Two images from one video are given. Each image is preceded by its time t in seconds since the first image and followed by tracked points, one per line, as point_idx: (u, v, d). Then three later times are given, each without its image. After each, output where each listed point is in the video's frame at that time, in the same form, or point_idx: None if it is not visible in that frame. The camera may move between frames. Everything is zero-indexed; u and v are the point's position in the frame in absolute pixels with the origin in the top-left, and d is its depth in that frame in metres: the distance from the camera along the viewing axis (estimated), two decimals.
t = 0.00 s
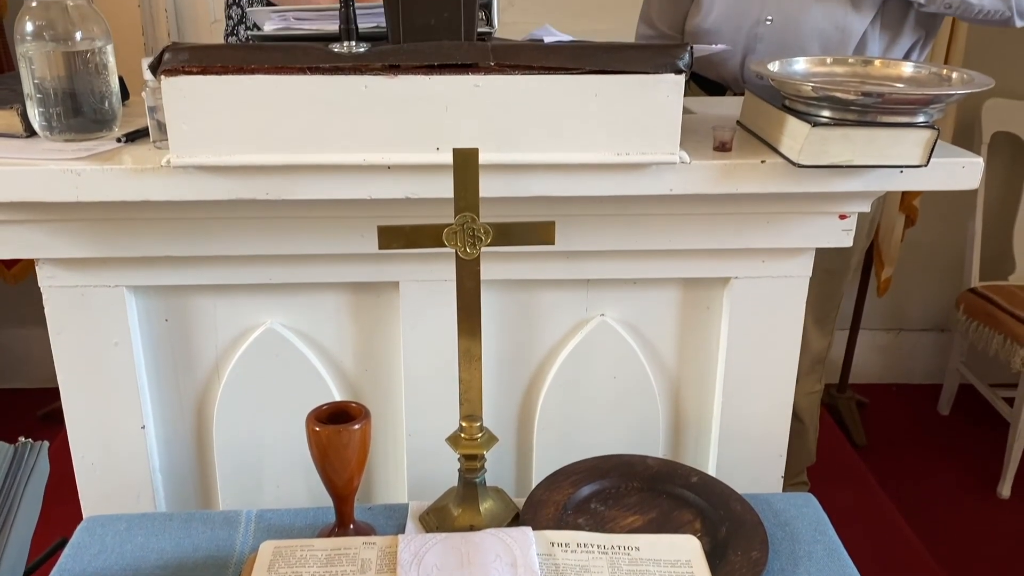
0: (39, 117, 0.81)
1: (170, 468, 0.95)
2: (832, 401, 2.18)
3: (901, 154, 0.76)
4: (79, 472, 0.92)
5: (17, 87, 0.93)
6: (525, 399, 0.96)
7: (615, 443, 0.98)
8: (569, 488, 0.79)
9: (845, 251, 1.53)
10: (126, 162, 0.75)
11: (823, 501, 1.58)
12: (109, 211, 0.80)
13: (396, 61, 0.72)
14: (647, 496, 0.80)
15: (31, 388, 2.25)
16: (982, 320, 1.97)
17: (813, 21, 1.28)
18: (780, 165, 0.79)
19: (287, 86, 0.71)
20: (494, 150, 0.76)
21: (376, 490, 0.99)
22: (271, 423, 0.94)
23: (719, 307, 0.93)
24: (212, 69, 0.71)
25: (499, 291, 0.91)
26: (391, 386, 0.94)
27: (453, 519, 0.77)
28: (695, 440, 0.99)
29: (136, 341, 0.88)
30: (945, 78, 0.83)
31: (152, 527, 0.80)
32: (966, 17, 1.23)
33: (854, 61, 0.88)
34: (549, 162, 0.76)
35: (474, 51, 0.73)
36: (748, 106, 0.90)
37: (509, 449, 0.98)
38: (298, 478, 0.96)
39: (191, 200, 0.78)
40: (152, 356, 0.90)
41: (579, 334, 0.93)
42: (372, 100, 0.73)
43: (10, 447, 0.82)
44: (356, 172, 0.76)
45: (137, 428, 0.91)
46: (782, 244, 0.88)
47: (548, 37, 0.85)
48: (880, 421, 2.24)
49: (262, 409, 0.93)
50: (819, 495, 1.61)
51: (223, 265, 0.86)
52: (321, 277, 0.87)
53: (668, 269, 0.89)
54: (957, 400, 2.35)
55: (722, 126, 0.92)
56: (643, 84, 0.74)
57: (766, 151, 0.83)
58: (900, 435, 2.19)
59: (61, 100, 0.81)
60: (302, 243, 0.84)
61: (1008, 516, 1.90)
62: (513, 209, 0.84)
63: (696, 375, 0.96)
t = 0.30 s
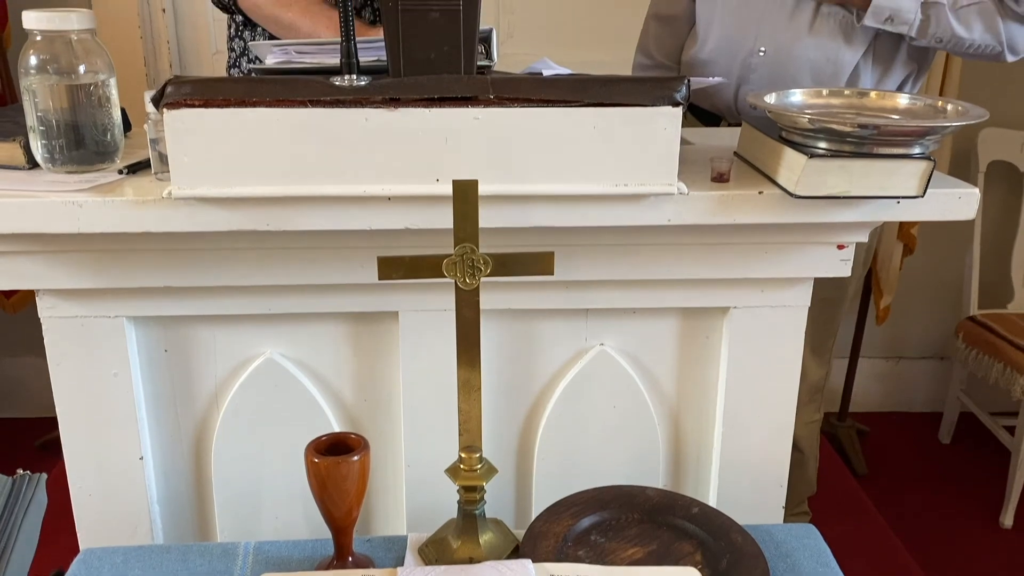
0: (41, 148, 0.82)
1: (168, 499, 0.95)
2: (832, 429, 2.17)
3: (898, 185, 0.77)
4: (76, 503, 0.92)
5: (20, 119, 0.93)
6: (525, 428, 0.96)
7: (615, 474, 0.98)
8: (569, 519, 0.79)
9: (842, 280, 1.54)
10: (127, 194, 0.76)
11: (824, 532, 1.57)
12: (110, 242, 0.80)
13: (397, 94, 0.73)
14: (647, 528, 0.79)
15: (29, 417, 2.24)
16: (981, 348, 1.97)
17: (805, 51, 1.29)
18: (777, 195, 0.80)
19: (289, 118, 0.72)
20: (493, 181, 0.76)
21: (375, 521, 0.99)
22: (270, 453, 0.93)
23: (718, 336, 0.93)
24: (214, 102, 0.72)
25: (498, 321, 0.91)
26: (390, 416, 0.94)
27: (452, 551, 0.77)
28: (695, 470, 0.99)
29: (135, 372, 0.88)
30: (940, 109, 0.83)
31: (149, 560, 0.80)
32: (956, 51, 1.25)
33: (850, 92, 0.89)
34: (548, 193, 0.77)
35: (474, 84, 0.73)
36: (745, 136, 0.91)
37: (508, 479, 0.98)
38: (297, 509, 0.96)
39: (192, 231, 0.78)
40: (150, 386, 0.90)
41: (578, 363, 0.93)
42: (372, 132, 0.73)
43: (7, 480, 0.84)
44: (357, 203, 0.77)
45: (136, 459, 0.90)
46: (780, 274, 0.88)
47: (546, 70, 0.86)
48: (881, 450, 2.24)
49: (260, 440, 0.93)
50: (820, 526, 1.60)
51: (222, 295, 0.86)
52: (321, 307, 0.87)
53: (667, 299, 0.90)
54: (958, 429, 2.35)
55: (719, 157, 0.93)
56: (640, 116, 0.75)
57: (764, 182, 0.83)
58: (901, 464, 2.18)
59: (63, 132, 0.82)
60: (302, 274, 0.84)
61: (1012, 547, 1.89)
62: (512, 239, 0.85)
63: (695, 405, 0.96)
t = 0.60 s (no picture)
0: (44, 183, 0.82)
1: (166, 533, 0.94)
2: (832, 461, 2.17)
3: (893, 218, 0.77)
4: (73, 537, 0.91)
5: (23, 153, 0.94)
6: (524, 460, 0.96)
7: (615, 507, 0.97)
8: (568, 553, 0.78)
9: (840, 312, 1.54)
10: (129, 228, 0.76)
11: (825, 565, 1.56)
12: (111, 275, 0.80)
13: (397, 129, 0.74)
14: (647, 562, 0.79)
15: (27, 450, 2.24)
16: (980, 379, 1.97)
17: (801, 86, 1.31)
18: (774, 229, 0.81)
19: (290, 153, 0.73)
20: (491, 215, 0.77)
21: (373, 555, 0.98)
22: (268, 487, 0.93)
23: (717, 368, 0.93)
24: (216, 137, 0.72)
25: (497, 353, 0.91)
26: (388, 449, 0.93)
27: None
28: (696, 504, 0.98)
29: (134, 405, 0.88)
30: (935, 143, 0.84)
31: None
32: (951, 84, 1.27)
33: (845, 126, 0.90)
34: (547, 227, 0.77)
35: (474, 118, 0.74)
36: (741, 170, 0.92)
37: (507, 512, 0.97)
38: (294, 542, 0.95)
39: (193, 265, 0.78)
40: (149, 419, 0.90)
41: (577, 395, 0.93)
42: (373, 166, 0.74)
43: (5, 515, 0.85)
44: (357, 236, 0.77)
45: (133, 492, 0.90)
46: (778, 307, 0.88)
47: (544, 106, 0.87)
48: (882, 481, 2.22)
49: (258, 472, 0.92)
50: (820, 559, 1.59)
51: (223, 328, 0.86)
52: (320, 340, 0.87)
53: (666, 331, 0.90)
54: (959, 460, 2.34)
55: (716, 190, 0.94)
56: (638, 150, 0.75)
57: (760, 215, 0.84)
58: (902, 496, 2.17)
59: (66, 167, 0.82)
60: (302, 306, 0.85)
61: None
62: (511, 271, 0.85)
63: (695, 437, 0.96)
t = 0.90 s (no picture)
0: (45, 217, 0.82)
1: (161, 568, 0.93)
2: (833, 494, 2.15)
3: (889, 252, 0.78)
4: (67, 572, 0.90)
5: (25, 187, 0.95)
6: (523, 494, 0.95)
7: (614, 541, 0.96)
8: None
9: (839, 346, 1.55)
10: (129, 262, 0.77)
11: None
12: (110, 308, 0.81)
13: (397, 163, 0.74)
14: None
15: (22, 483, 2.22)
16: (981, 412, 1.97)
17: (798, 120, 1.32)
18: (771, 262, 0.81)
19: (290, 187, 0.73)
20: (489, 249, 0.77)
21: None
22: (264, 521, 0.92)
23: (716, 402, 0.93)
24: (217, 171, 0.73)
25: (495, 386, 0.91)
26: (386, 483, 0.93)
27: None
28: (695, 539, 0.97)
29: (131, 439, 0.88)
30: (929, 177, 0.85)
31: None
32: (946, 118, 1.29)
33: (840, 161, 0.91)
34: (545, 260, 0.77)
35: (472, 153, 0.75)
36: (738, 205, 0.93)
37: (506, 547, 0.97)
38: None
39: (192, 299, 0.79)
40: (146, 453, 0.90)
41: (576, 428, 0.93)
42: (372, 200, 0.74)
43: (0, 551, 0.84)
44: (356, 269, 0.77)
45: (129, 527, 0.89)
46: (776, 340, 0.88)
47: (542, 141, 0.87)
48: (883, 515, 2.21)
49: (254, 507, 0.92)
50: None
51: (221, 362, 0.86)
52: (318, 373, 0.87)
53: (665, 364, 0.90)
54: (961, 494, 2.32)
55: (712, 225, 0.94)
56: (635, 185, 0.76)
57: (757, 249, 0.84)
58: (904, 529, 2.15)
59: (68, 201, 0.83)
60: (300, 339, 0.85)
61: None
62: (509, 305, 0.85)
63: (694, 471, 0.95)
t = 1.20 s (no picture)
0: (46, 253, 0.84)
1: None
2: (833, 530, 2.14)
3: (885, 289, 0.78)
4: None
5: (26, 223, 0.96)
6: (522, 532, 0.95)
7: None
8: None
9: (838, 381, 1.55)
10: (129, 298, 0.77)
11: None
12: (110, 344, 0.81)
13: (396, 200, 0.75)
14: None
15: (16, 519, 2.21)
16: (981, 447, 1.96)
17: (795, 157, 1.33)
18: (768, 298, 0.82)
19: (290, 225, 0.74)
20: (487, 285, 0.78)
21: None
22: (259, 559, 0.92)
23: (715, 438, 0.93)
24: (217, 209, 0.74)
25: (494, 422, 0.91)
26: (383, 520, 0.93)
27: None
28: None
29: (128, 475, 0.87)
30: (922, 215, 0.86)
31: None
32: (940, 154, 1.30)
33: (835, 198, 0.92)
34: (543, 296, 0.78)
35: (471, 191, 0.76)
36: (735, 241, 0.93)
37: None
38: None
39: (191, 335, 0.79)
40: (142, 490, 0.89)
41: (574, 465, 0.92)
42: (371, 238, 0.75)
43: None
44: (355, 306, 0.78)
45: (124, 565, 0.89)
46: (774, 376, 0.89)
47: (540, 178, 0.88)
48: (885, 551, 2.19)
49: (249, 545, 0.91)
50: None
51: (219, 398, 0.86)
52: (317, 410, 0.87)
53: (663, 401, 0.90)
54: (962, 530, 2.31)
55: (709, 261, 0.95)
56: (632, 222, 0.77)
57: (754, 285, 0.85)
58: (905, 566, 2.13)
59: (68, 238, 0.84)
60: (299, 375, 0.85)
61: None
62: (507, 341, 0.85)
63: (693, 508, 0.95)
